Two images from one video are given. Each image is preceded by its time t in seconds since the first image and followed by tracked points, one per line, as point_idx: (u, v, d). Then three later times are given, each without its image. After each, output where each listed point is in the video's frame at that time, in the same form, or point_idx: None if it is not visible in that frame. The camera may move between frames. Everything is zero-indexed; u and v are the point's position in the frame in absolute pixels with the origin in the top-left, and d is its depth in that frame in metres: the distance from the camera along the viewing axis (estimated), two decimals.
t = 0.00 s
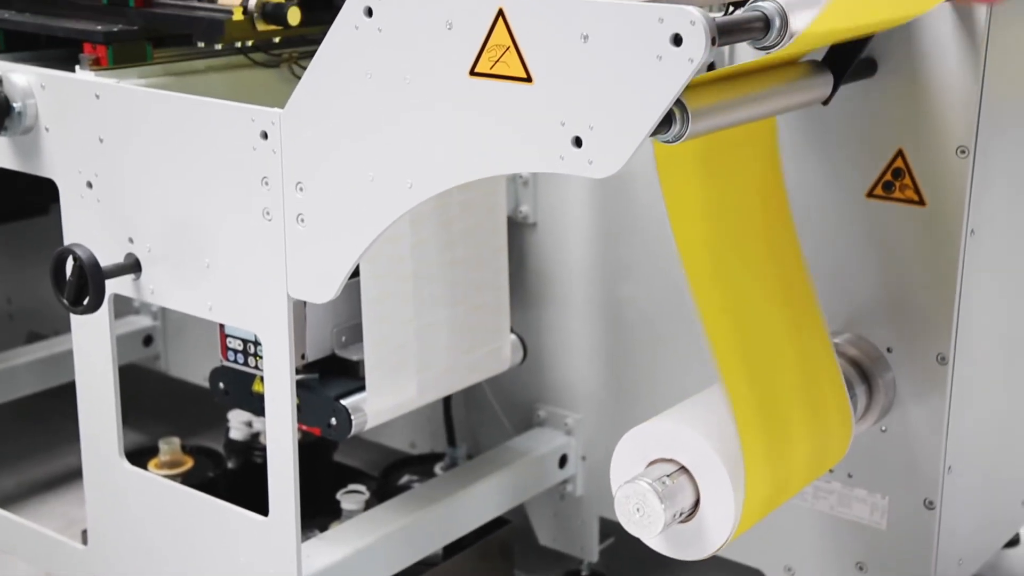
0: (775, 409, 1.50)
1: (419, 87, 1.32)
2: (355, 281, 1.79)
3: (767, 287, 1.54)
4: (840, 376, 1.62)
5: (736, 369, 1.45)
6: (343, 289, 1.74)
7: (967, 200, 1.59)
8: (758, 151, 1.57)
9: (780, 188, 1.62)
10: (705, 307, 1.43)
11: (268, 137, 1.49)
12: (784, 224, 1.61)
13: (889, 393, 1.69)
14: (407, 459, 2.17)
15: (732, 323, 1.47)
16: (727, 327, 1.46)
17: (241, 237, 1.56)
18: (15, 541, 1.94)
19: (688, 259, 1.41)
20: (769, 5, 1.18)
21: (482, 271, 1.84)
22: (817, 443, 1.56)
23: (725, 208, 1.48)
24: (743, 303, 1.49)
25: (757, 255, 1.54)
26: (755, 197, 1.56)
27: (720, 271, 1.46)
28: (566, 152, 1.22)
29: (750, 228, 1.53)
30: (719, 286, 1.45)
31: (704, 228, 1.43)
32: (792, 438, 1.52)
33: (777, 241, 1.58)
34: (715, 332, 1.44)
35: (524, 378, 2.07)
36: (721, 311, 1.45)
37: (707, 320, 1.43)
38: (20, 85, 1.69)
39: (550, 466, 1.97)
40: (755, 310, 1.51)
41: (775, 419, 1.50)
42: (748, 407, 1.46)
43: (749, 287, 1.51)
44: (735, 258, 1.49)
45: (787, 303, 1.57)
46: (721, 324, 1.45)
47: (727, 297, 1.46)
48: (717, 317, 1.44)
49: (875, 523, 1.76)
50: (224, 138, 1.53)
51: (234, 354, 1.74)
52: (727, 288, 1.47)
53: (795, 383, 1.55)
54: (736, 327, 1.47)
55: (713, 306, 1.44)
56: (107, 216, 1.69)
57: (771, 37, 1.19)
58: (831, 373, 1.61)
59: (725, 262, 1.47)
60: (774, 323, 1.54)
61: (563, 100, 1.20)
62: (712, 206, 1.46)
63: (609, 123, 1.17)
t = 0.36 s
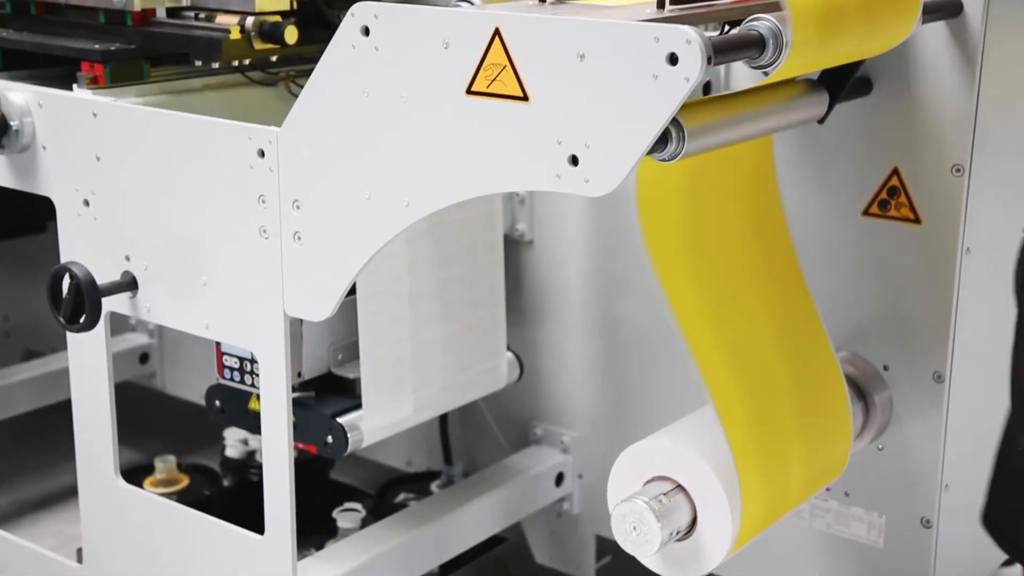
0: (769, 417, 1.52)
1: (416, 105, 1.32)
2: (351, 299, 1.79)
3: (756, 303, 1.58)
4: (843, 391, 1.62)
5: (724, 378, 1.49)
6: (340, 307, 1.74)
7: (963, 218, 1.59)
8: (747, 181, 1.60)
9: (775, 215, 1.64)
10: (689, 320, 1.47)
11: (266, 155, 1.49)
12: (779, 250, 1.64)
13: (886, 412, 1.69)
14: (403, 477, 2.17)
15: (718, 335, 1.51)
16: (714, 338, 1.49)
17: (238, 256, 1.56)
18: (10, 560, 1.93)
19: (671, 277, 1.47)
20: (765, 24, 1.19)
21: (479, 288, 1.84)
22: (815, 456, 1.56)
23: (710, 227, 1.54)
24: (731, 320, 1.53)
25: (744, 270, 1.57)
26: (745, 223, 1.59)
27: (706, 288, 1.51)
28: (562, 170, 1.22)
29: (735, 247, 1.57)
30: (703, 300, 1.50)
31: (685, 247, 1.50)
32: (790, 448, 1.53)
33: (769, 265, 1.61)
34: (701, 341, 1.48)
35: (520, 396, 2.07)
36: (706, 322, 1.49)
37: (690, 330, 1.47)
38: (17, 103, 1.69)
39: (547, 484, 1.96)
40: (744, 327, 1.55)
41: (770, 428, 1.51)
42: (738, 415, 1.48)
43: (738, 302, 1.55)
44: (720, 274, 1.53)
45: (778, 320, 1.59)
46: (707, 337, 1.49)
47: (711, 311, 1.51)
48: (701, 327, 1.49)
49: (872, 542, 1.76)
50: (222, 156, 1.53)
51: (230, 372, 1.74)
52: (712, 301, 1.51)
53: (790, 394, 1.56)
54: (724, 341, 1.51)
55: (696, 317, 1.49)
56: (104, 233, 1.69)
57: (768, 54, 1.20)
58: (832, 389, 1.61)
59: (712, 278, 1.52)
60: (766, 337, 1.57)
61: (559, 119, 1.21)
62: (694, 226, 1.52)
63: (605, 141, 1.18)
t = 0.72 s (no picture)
0: (773, 446, 1.51)
1: (416, 132, 1.33)
2: (350, 325, 1.79)
3: (760, 331, 1.57)
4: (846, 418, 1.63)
5: (732, 408, 1.47)
6: (339, 333, 1.74)
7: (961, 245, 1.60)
8: (755, 203, 1.59)
9: (782, 240, 1.63)
10: (696, 350, 1.46)
11: (266, 182, 1.50)
12: (785, 273, 1.63)
13: (886, 439, 1.69)
14: (402, 503, 2.17)
15: (723, 365, 1.49)
16: (718, 368, 1.48)
17: (238, 282, 1.56)
18: None
19: (679, 307, 1.45)
20: (763, 53, 1.20)
21: (478, 314, 1.84)
22: (821, 483, 1.56)
23: (717, 254, 1.52)
24: (737, 348, 1.52)
25: (750, 298, 1.56)
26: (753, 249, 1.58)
27: (712, 317, 1.49)
28: (561, 197, 1.22)
29: (742, 274, 1.56)
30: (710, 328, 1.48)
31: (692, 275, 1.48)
32: (796, 475, 1.53)
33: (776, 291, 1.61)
34: (708, 372, 1.46)
35: (520, 422, 2.06)
36: (711, 353, 1.48)
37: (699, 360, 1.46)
38: (18, 129, 1.70)
39: (546, 510, 1.95)
40: (748, 355, 1.54)
41: (776, 456, 1.51)
42: (746, 445, 1.47)
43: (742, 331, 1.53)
44: (726, 303, 1.52)
45: (783, 348, 1.59)
46: (714, 367, 1.48)
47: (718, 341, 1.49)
48: (709, 358, 1.47)
49: (873, 570, 1.75)
50: (222, 182, 1.54)
51: (229, 398, 1.73)
52: (718, 330, 1.50)
53: (793, 422, 1.56)
54: (728, 369, 1.50)
55: (702, 349, 1.47)
56: (104, 260, 1.69)
57: (765, 82, 1.20)
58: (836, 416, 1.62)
59: (718, 307, 1.50)
60: (768, 367, 1.56)
61: (559, 146, 1.21)
62: (702, 253, 1.50)
63: (605, 169, 1.18)
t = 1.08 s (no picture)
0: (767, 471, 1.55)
1: (420, 168, 1.33)
2: (354, 360, 1.79)
3: (759, 357, 1.59)
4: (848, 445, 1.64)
5: (721, 437, 1.52)
6: (343, 368, 1.74)
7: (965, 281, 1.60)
8: (764, 228, 1.59)
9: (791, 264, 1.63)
10: (690, 384, 1.50)
11: (271, 218, 1.50)
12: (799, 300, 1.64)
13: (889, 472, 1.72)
14: (406, 539, 2.16)
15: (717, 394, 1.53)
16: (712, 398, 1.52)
17: (243, 318, 1.57)
18: None
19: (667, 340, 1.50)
20: (766, 91, 1.21)
21: (482, 349, 1.84)
22: (817, 508, 1.59)
23: (716, 288, 1.55)
24: (732, 376, 1.55)
25: (750, 327, 1.58)
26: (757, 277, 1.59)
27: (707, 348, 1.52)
28: (565, 233, 1.23)
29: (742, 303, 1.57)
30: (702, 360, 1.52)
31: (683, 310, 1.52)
32: (792, 498, 1.57)
33: (779, 318, 1.61)
34: (695, 404, 1.50)
35: (524, 457, 2.06)
36: (704, 383, 1.52)
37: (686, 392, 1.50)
38: (25, 165, 1.70)
39: (550, 546, 1.95)
40: (747, 388, 1.56)
41: (769, 482, 1.55)
42: (739, 478, 1.51)
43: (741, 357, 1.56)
44: (723, 332, 1.55)
45: (782, 374, 1.61)
46: (705, 397, 1.51)
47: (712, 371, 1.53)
48: (699, 389, 1.51)
49: None
50: (228, 218, 1.54)
51: (233, 434, 1.73)
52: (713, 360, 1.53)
53: (789, 447, 1.59)
54: (725, 403, 1.53)
55: (692, 380, 1.51)
56: (110, 295, 1.69)
57: (768, 120, 1.22)
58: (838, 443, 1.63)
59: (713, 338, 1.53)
60: (766, 392, 1.59)
61: (562, 183, 1.22)
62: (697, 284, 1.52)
63: (609, 206, 1.19)
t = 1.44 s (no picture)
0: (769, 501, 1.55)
1: (427, 195, 1.34)
2: (361, 387, 1.79)
3: (765, 383, 1.60)
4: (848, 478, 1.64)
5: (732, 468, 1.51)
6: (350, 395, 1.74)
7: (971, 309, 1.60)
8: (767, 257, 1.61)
9: (787, 300, 1.63)
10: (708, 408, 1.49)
11: (278, 244, 1.51)
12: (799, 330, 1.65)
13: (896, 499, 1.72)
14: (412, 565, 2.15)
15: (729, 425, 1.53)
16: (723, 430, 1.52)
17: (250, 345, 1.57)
18: None
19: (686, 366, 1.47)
20: (772, 118, 1.21)
21: (488, 375, 1.84)
22: (825, 539, 1.60)
23: (725, 314, 1.55)
24: (736, 409, 1.55)
25: (757, 353, 1.60)
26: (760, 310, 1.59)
27: (715, 380, 1.52)
28: (572, 260, 1.23)
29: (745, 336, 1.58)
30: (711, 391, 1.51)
31: (697, 338, 1.50)
32: (800, 525, 1.58)
33: (778, 351, 1.62)
34: (714, 430, 1.50)
35: (530, 482, 2.06)
36: (717, 414, 1.51)
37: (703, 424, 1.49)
38: (34, 192, 1.71)
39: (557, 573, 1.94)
40: (754, 414, 1.57)
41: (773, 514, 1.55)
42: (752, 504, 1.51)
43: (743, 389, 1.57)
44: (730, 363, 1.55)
45: (784, 408, 1.62)
46: (718, 427, 1.51)
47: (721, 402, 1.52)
48: (717, 417, 1.51)
49: None
50: (236, 245, 1.55)
51: (240, 460, 1.73)
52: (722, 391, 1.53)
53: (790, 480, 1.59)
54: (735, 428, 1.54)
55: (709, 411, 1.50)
56: (117, 321, 1.69)
57: (774, 147, 1.21)
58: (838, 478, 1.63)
59: (721, 370, 1.53)
60: (768, 423, 1.59)
61: (569, 210, 1.22)
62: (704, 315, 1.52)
63: (616, 232, 1.19)
